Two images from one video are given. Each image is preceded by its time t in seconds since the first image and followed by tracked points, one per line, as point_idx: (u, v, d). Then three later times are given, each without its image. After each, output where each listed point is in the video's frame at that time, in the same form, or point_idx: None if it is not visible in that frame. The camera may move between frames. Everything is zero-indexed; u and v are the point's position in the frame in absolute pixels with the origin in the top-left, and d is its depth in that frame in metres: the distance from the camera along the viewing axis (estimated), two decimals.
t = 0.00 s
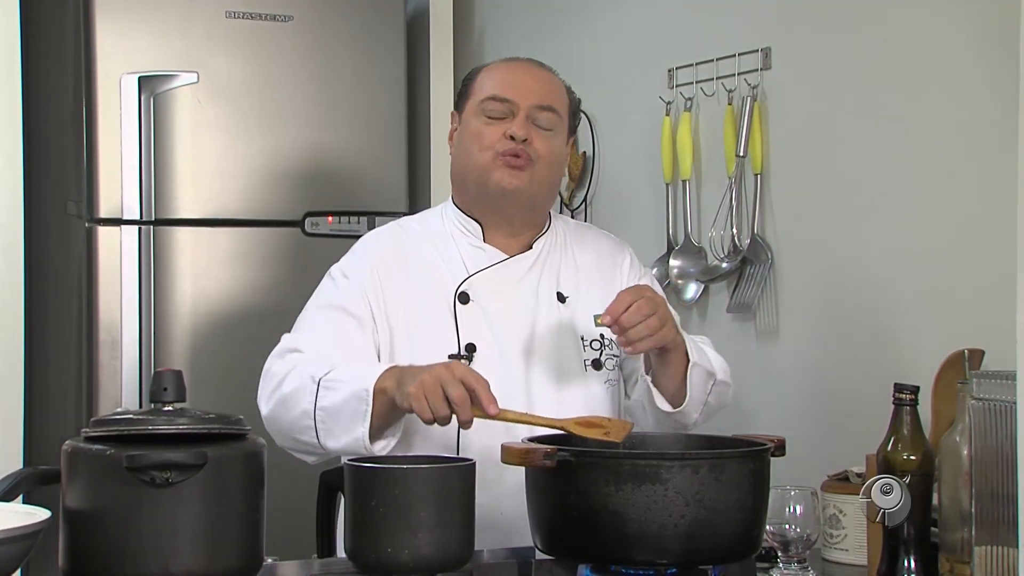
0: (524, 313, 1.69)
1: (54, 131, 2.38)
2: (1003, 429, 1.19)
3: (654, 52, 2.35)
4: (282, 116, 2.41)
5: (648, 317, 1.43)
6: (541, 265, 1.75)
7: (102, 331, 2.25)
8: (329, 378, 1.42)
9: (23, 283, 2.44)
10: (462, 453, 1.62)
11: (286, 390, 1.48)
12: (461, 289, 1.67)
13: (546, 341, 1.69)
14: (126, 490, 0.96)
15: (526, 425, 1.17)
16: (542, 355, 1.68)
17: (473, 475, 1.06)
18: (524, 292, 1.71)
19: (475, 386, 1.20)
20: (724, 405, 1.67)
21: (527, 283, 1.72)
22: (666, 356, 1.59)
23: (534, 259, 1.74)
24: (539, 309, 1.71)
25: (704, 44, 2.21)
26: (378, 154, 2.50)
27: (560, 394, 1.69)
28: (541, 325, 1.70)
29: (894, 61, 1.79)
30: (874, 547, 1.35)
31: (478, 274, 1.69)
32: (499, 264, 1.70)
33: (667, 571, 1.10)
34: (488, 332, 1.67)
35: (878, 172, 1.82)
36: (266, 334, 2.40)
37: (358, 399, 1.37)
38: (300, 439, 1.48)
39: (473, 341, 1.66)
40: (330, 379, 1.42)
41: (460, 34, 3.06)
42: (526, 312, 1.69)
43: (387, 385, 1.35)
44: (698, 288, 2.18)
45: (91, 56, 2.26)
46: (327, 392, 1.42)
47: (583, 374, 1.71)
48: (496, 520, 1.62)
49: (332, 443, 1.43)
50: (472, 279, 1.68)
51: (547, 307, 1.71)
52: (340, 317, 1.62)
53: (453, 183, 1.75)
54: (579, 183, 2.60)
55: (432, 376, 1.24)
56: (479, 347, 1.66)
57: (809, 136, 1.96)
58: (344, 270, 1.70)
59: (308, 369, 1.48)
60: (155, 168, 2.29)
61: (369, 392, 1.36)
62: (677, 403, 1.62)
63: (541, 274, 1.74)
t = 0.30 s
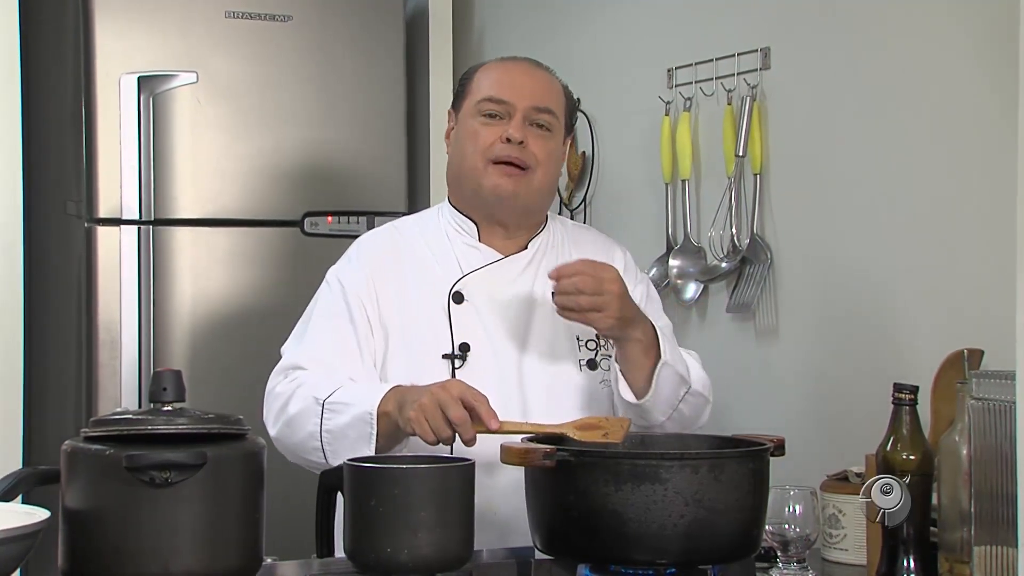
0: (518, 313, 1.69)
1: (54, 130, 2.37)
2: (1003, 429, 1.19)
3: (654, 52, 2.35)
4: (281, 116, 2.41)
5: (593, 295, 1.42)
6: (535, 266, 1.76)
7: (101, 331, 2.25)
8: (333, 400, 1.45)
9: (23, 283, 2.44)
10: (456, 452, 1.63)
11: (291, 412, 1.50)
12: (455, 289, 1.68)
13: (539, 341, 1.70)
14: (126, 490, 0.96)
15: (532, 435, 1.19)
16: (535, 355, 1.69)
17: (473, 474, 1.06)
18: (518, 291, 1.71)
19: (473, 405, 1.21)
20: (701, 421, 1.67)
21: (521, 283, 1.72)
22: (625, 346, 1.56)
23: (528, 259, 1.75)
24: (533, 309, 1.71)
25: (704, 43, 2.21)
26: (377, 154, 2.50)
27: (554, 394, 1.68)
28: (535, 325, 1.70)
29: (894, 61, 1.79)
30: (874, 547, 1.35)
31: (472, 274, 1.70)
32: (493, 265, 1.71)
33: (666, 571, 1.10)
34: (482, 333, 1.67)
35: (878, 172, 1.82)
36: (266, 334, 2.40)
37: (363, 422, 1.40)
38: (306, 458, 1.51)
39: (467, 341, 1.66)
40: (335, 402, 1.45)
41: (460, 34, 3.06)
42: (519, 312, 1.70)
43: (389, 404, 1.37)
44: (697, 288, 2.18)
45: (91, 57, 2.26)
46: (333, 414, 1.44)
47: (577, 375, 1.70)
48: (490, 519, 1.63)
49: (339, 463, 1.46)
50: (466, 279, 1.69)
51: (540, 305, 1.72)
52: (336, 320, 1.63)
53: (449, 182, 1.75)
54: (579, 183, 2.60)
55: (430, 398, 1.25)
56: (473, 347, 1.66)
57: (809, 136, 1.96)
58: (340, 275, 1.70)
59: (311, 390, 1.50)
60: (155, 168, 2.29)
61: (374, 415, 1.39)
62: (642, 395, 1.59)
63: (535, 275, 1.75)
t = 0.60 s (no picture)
0: (512, 314, 1.69)
1: (53, 130, 2.37)
2: (1002, 428, 1.19)
3: (654, 51, 2.35)
4: (281, 115, 2.41)
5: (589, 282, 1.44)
6: (530, 265, 1.75)
7: (100, 330, 2.25)
8: (331, 403, 1.46)
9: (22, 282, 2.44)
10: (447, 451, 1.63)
11: (289, 414, 1.50)
12: (449, 288, 1.68)
13: (532, 341, 1.69)
14: (125, 490, 0.96)
15: (530, 436, 1.21)
16: (529, 355, 1.69)
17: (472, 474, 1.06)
18: (513, 291, 1.71)
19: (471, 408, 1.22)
20: (690, 426, 1.68)
21: (516, 283, 1.72)
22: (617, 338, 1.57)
23: (523, 258, 1.74)
24: (528, 309, 1.71)
25: (704, 43, 2.21)
26: (376, 154, 2.50)
27: (547, 394, 1.68)
28: (530, 325, 1.70)
29: (894, 61, 1.79)
30: (873, 547, 1.35)
31: (467, 274, 1.70)
32: (488, 264, 1.71)
33: (665, 570, 1.10)
34: (475, 333, 1.67)
35: (877, 172, 1.82)
36: (265, 334, 2.40)
37: (362, 426, 1.41)
38: (304, 458, 1.52)
39: (460, 341, 1.66)
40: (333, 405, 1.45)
41: (459, 33, 3.05)
42: (514, 312, 1.70)
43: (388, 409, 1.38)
44: (696, 288, 2.19)
45: (90, 56, 2.26)
46: (331, 418, 1.45)
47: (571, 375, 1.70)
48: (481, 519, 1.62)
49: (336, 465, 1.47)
50: (460, 279, 1.69)
51: (534, 305, 1.71)
52: (332, 318, 1.63)
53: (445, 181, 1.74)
54: (578, 182, 2.60)
55: (429, 404, 1.25)
56: (466, 346, 1.66)
57: (808, 136, 1.95)
58: (337, 272, 1.70)
59: (309, 391, 1.51)
60: (155, 168, 2.29)
61: (372, 419, 1.40)
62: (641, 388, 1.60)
63: (530, 275, 1.74)
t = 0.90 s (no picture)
0: (509, 317, 1.69)
1: (52, 130, 2.37)
2: (1002, 429, 1.19)
3: (654, 51, 2.35)
4: (280, 115, 2.41)
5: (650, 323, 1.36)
6: (525, 267, 1.74)
7: (99, 330, 2.25)
8: (309, 350, 1.45)
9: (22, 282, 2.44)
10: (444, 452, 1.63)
11: (267, 370, 1.49)
12: (445, 291, 1.68)
13: (529, 343, 1.70)
14: (125, 490, 0.96)
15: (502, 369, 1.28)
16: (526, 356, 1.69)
17: (471, 474, 1.06)
18: (508, 292, 1.70)
19: (455, 337, 1.26)
20: (713, 403, 1.64)
21: (512, 285, 1.71)
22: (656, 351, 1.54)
23: (518, 262, 1.73)
24: (524, 312, 1.71)
25: (704, 43, 2.21)
26: (376, 154, 2.50)
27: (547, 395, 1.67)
28: (526, 327, 1.70)
29: (894, 61, 1.79)
30: (873, 547, 1.35)
31: (463, 277, 1.69)
32: (485, 265, 1.70)
33: (665, 570, 1.10)
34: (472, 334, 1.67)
35: (877, 172, 1.82)
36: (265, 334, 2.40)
37: (339, 366, 1.40)
38: (281, 418, 1.50)
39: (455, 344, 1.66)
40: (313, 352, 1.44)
41: (459, 33, 3.05)
42: (510, 315, 1.69)
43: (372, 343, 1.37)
44: (696, 288, 2.19)
45: (89, 56, 2.26)
46: (309, 364, 1.44)
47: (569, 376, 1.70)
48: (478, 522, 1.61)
49: (313, 416, 1.45)
50: (457, 281, 1.68)
51: (529, 308, 1.72)
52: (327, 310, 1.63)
53: (445, 189, 1.71)
54: (578, 183, 2.60)
55: (413, 335, 1.28)
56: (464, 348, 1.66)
57: (808, 137, 1.95)
58: (329, 265, 1.71)
59: (288, 346, 1.50)
60: (155, 167, 2.29)
61: (351, 356, 1.38)
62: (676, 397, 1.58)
63: (526, 276, 1.73)
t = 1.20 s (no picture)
0: (508, 317, 1.69)
1: (52, 129, 2.37)
2: (1001, 429, 1.19)
3: (654, 51, 2.35)
4: (280, 115, 2.41)
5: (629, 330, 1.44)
6: (524, 269, 1.75)
7: (99, 330, 2.25)
8: (324, 377, 1.45)
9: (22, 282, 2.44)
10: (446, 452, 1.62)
11: (279, 392, 1.49)
12: (444, 292, 1.67)
13: (529, 345, 1.70)
14: (125, 490, 0.96)
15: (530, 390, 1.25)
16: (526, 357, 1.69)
17: (471, 474, 1.06)
18: (507, 293, 1.71)
19: (473, 364, 1.26)
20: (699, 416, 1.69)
21: (512, 287, 1.71)
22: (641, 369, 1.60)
23: (517, 263, 1.73)
24: (523, 313, 1.71)
25: (704, 43, 2.21)
26: (376, 154, 2.50)
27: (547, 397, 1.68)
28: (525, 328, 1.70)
29: (893, 61, 1.79)
30: (873, 548, 1.35)
31: (462, 278, 1.69)
32: (482, 268, 1.70)
33: (665, 570, 1.10)
34: (471, 334, 1.67)
35: (876, 172, 1.82)
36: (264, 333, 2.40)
37: (358, 396, 1.40)
38: (294, 441, 1.50)
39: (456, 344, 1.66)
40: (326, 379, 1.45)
41: (459, 33, 3.06)
42: (509, 316, 1.69)
43: (388, 372, 1.39)
44: (696, 288, 2.19)
45: (89, 56, 2.26)
46: (324, 391, 1.44)
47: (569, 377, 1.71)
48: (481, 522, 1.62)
49: (329, 442, 1.45)
50: (456, 282, 1.68)
51: (529, 311, 1.72)
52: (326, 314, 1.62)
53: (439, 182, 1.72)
54: (578, 183, 2.60)
55: (431, 366, 1.28)
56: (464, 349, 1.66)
57: (808, 137, 1.95)
58: (327, 268, 1.69)
59: (299, 370, 1.50)
60: (154, 167, 2.29)
61: (369, 388, 1.40)
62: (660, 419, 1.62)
63: (524, 279, 1.74)
